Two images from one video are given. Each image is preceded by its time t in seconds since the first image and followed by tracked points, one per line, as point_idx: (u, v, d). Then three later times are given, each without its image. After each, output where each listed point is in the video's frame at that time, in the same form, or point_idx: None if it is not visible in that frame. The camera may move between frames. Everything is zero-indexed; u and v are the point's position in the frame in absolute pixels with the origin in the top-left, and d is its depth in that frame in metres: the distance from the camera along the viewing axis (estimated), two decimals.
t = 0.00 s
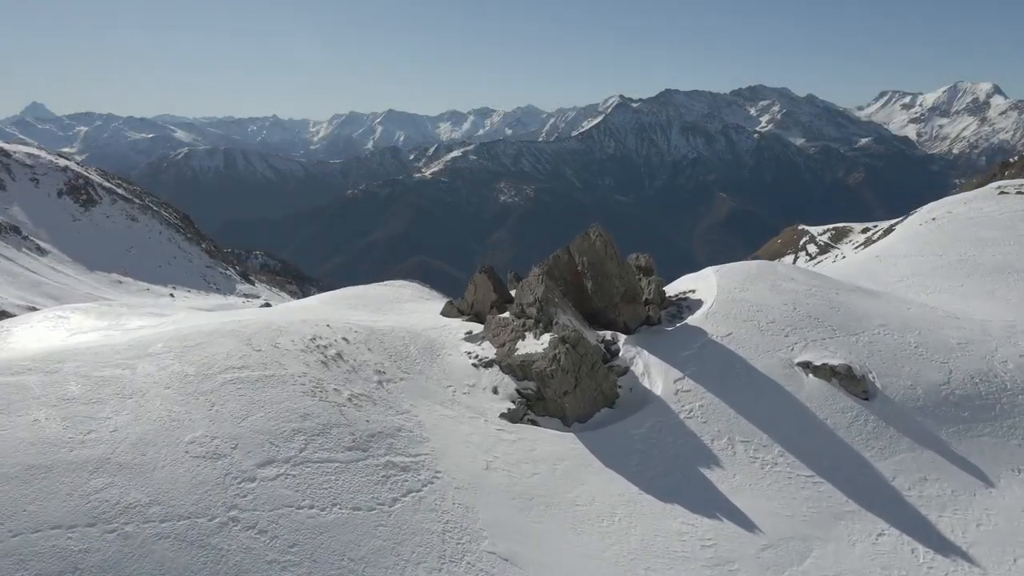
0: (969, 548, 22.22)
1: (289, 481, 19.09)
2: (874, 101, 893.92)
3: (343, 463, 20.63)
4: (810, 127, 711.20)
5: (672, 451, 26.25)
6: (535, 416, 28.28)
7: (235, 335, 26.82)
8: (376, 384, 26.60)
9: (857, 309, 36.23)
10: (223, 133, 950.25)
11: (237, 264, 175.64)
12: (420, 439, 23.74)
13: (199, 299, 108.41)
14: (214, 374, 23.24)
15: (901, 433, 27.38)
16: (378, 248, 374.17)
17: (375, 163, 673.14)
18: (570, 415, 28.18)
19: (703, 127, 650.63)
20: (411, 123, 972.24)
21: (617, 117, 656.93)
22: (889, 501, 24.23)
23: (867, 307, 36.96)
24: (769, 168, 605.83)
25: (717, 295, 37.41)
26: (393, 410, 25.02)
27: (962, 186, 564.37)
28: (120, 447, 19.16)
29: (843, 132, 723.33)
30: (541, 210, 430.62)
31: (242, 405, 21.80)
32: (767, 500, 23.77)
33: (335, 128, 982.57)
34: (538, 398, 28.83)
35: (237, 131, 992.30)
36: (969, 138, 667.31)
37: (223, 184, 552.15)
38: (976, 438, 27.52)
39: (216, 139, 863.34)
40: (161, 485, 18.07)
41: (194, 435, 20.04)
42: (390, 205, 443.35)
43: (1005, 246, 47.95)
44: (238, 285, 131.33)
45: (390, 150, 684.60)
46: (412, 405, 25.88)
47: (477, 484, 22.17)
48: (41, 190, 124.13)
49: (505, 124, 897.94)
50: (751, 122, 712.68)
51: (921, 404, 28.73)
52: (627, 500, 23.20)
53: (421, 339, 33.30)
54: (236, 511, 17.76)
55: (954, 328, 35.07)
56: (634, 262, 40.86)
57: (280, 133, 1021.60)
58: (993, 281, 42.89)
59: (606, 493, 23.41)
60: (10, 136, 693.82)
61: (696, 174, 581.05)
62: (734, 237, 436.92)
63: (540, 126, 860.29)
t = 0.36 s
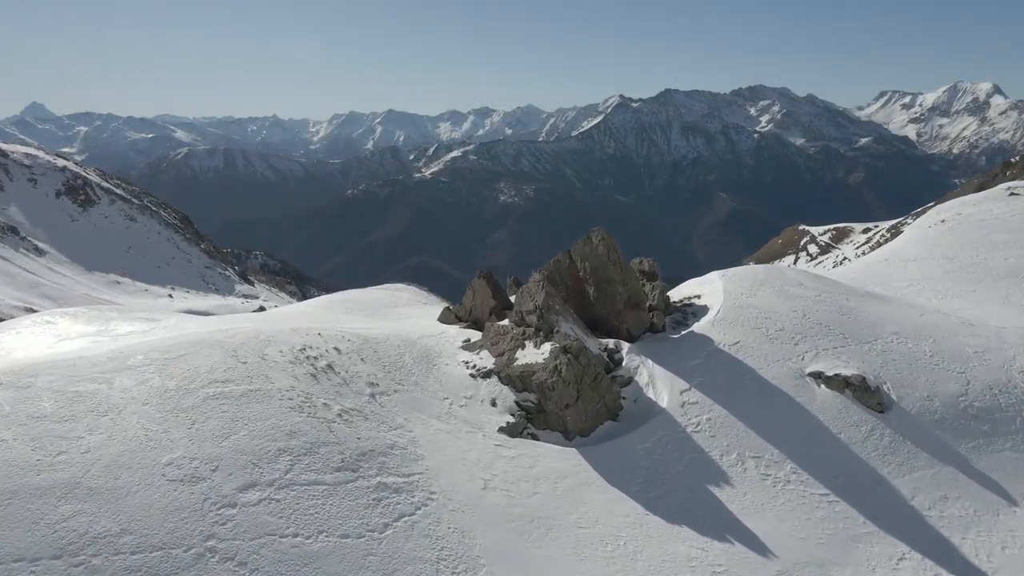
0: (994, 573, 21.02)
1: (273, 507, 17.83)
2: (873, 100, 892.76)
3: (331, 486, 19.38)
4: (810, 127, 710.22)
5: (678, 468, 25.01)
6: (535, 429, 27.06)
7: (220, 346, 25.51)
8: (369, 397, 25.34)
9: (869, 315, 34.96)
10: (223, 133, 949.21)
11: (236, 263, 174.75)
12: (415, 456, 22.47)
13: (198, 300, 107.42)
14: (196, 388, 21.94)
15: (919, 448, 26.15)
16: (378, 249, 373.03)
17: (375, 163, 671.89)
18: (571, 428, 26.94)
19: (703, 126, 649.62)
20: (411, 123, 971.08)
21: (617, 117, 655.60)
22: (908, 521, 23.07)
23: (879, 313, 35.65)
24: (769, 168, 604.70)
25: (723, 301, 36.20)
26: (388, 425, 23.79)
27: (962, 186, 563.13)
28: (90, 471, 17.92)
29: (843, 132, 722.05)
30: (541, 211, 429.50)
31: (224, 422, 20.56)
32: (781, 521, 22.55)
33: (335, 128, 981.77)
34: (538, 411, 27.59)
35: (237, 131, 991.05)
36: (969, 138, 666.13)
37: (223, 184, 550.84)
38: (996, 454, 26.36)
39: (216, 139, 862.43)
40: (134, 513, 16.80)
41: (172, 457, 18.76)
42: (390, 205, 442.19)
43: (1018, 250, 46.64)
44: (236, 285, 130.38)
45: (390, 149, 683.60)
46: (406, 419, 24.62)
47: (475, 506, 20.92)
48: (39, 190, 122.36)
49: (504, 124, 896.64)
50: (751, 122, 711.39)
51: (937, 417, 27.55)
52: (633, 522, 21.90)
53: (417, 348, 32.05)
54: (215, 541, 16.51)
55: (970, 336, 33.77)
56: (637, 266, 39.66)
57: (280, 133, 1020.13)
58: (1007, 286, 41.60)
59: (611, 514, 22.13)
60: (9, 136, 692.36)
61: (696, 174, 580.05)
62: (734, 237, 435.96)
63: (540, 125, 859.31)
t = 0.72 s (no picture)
0: None
1: (253, 537, 16.51)
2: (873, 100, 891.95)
3: (317, 512, 18.06)
4: (811, 127, 708.51)
5: (686, 487, 23.77)
6: (535, 444, 25.82)
7: (205, 358, 24.19)
8: (361, 411, 24.05)
9: (881, 322, 33.80)
10: (223, 133, 947.03)
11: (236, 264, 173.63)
12: (410, 476, 21.25)
13: (197, 301, 106.38)
14: (176, 405, 20.70)
15: (939, 465, 24.92)
16: (378, 248, 371.67)
17: (375, 163, 670.14)
18: (573, 444, 25.65)
19: (703, 127, 648.41)
20: (411, 123, 968.98)
21: (617, 117, 653.63)
22: (930, 544, 21.80)
23: (891, 320, 34.43)
24: (769, 168, 603.45)
25: (730, 308, 34.94)
26: (380, 442, 22.49)
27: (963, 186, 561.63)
28: (54, 498, 16.58)
29: (843, 132, 720.31)
30: (541, 211, 428.34)
31: (203, 442, 19.28)
32: (795, 545, 21.31)
33: (335, 128, 980.51)
34: (539, 425, 26.32)
35: (237, 132, 989.87)
36: (969, 138, 664.41)
37: (223, 184, 549.48)
38: (1021, 470, 25.12)
39: (216, 139, 861.34)
40: (98, 547, 15.48)
41: (146, 482, 17.47)
42: (390, 205, 440.85)
43: None
44: (236, 286, 129.46)
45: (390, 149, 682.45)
46: (400, 436, 23.34)
47: (470, 531, 19.62)
48: (38, 190, 120.73)
49: (504, 124, 894.92)
50: (751, 122, 710.03)
51: (957, 431, 26.30)
52: (640, 547, 20.58)
53: (413, 358, 30.79)
54: None
55: (987, 344, 32.48)
56: (641, 271, 38.43)
57: (280, 133, 1018.75)
58: (1021, 292, 40.38)
59: (617, 538, 20.85)
60: (9, 136, 690.45)
61: (696, 174, 578.87)
62: (734, 237, 434.85)
63: (540, 126, 858.17)
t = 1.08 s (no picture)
0: None
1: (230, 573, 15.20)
2: (873, 99, 890.76)
3: (301, 542, 16.78)
4: (811, 126, 707.19)
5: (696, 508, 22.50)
6: (535, 461, 24.57)
7: (187, 372, 22.86)
8: (353, 428, 22.76)
9: (894, 330, 32.58)
10: (223, 133, 945.35)
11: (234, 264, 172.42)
12: (404, 499, 19.92)
13: (195, 302, 104.97)
14: (153, 425, 19.33)
15: (961, 484, 23.65)
16: (378, 249, 370.38)
17: (375, 163, 669.00)
18: (576, 460, 24.43)
19: (703, 126, 647.13)
20: (411, 123, 968.04)
21: (617, 117, 652.56)
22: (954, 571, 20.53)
23: (906, 328, 33.15)
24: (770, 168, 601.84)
25: (739, 315, 33.66)
26: (373, 462, 21.25)
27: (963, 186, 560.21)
28: (15, 527, 15.32)
29: (843, 132, 718.98)
30: (541, 211, 427.13)
31: (181, 464, 18.00)
32: (811, 570, 20.10)
33: (335, 128, 979.51)
34: (539, 441, 25.08)
35: (237, 131, 988.83)
36: (969, 138, 662.97)
37: (223, 184, 548.33)
38: None
39: (216, 139, 859.89)
40: None
41: (116, 510, 16.20)
42: (390, 206, 439.69)
43: None
44: (235, 287, 128.31)
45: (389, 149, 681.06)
46: (393, 455, 22.06)
47: (467, 560, 18.29)
48: (36, 190, 119.13)
49: (504, 124, 893.80)
50: (751, 122, 708.90)
51: (978, 448, 25.00)
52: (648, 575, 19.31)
53: (409, 369, 29.54)
54: None
55: (1005, 352, 31.22)
56: (644, 276, 37.25)
57: (280, 133, 1017.67)
58: None
59: (623, 565, 19.56)
60: (8, 136, 689.02)
61: (696, 173, 577.53)
62: (734, 237, 433.66)
63: (540, 126, 857.24)
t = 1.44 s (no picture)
0: None
1: None
2: (874, 99, 889.23)
3: None
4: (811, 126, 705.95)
5: (706, 531, 21.22)
6: (536, 480, 23.29)
7: (168, 388, 21.55)
8: (342, 447, 21.47)
9: (909, 339, 31.29)
10: (223, 132, 944.12)
11: (232, 264, 171.00)
12: (394, 526, 18.58)
13: (195, 303, 103.48)
14: (127, 446, 18.08)
15: (988, 505, 22.31)
16: (378, 249, 368.89)
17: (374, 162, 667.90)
18: (578, 480, 23.11)
19: (703, 126, 645.96)
20: (410, 123, 967.40)
21: (617, 117, 651.41)
22: None
23: (921, 338, 31.86)
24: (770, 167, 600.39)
25: (747, 323, 32.37)
26: (362, 484, 19.94)
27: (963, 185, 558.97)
28: None
29: (844, 132, 717.85)
30: (540, 211, 426.18)
31: (152, 491, 16.67)
32: None
33: (335, 128, 978.83)
34: (539, 459, 23.80)
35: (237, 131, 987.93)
36: (969, 138, 662.00)
37: (222, 184, 547.42)
38: None
39: (215, 139, 858.49)
40: None
41: (79, 545, 14.74)
42: (390, 205, 438.51)
43: None
44: (234, 288, 127.04)
45: (389, 149, 679.59)
46: (385, 478, 20.72)
47: None
48: (34, 191, 117.62)
49: (504, 124, 892.99)
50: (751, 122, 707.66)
51: (1004, 466, 23.69)
52: None
53: (404, 380, 28.25)
54: None
55: None
56: (648, 282, 36.03)
57: (280, 133, 1016.90)
58: None
59: None
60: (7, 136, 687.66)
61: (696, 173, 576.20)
62: (734, 237, 432.43)
63: (540, 125, 856.34)
